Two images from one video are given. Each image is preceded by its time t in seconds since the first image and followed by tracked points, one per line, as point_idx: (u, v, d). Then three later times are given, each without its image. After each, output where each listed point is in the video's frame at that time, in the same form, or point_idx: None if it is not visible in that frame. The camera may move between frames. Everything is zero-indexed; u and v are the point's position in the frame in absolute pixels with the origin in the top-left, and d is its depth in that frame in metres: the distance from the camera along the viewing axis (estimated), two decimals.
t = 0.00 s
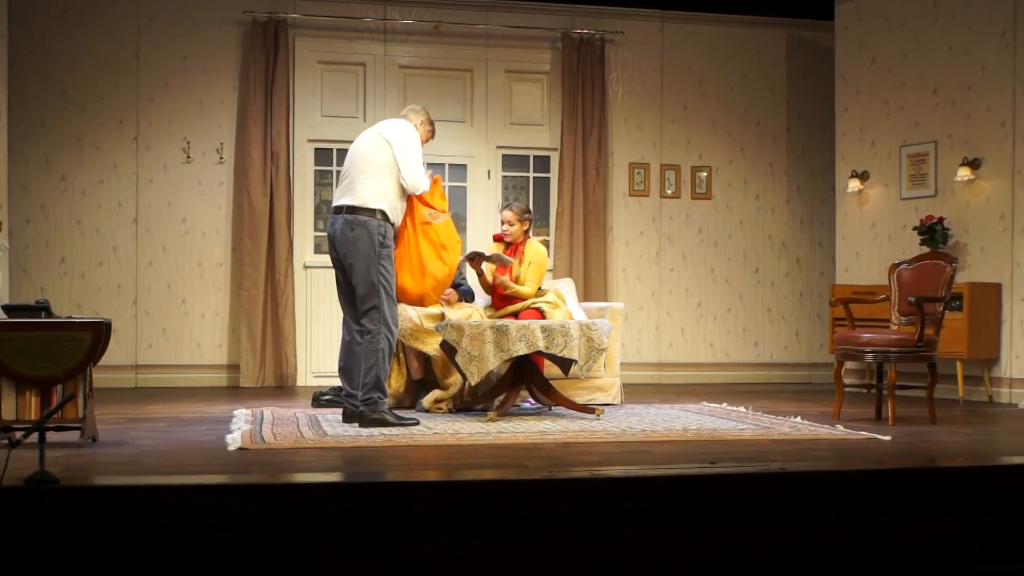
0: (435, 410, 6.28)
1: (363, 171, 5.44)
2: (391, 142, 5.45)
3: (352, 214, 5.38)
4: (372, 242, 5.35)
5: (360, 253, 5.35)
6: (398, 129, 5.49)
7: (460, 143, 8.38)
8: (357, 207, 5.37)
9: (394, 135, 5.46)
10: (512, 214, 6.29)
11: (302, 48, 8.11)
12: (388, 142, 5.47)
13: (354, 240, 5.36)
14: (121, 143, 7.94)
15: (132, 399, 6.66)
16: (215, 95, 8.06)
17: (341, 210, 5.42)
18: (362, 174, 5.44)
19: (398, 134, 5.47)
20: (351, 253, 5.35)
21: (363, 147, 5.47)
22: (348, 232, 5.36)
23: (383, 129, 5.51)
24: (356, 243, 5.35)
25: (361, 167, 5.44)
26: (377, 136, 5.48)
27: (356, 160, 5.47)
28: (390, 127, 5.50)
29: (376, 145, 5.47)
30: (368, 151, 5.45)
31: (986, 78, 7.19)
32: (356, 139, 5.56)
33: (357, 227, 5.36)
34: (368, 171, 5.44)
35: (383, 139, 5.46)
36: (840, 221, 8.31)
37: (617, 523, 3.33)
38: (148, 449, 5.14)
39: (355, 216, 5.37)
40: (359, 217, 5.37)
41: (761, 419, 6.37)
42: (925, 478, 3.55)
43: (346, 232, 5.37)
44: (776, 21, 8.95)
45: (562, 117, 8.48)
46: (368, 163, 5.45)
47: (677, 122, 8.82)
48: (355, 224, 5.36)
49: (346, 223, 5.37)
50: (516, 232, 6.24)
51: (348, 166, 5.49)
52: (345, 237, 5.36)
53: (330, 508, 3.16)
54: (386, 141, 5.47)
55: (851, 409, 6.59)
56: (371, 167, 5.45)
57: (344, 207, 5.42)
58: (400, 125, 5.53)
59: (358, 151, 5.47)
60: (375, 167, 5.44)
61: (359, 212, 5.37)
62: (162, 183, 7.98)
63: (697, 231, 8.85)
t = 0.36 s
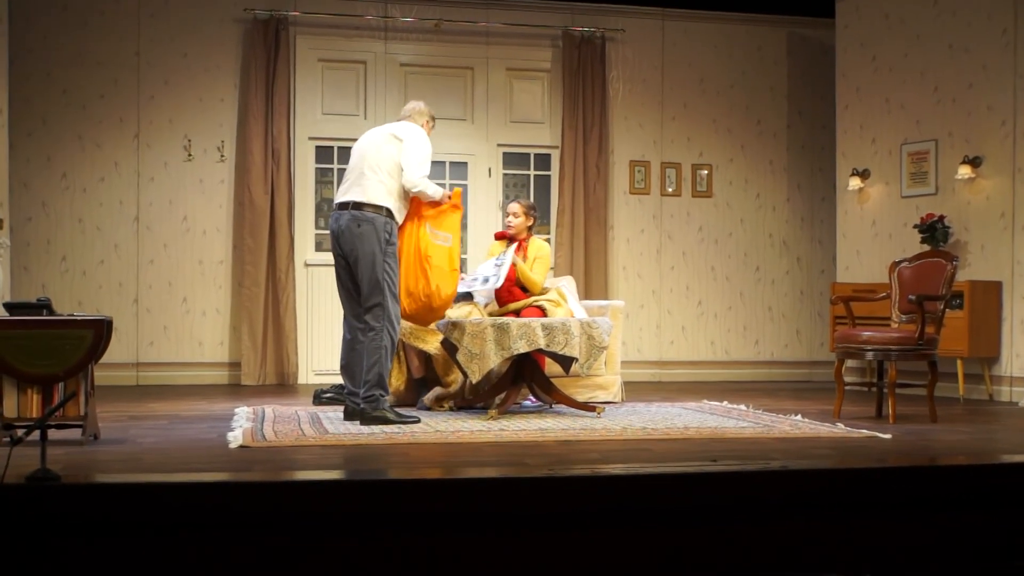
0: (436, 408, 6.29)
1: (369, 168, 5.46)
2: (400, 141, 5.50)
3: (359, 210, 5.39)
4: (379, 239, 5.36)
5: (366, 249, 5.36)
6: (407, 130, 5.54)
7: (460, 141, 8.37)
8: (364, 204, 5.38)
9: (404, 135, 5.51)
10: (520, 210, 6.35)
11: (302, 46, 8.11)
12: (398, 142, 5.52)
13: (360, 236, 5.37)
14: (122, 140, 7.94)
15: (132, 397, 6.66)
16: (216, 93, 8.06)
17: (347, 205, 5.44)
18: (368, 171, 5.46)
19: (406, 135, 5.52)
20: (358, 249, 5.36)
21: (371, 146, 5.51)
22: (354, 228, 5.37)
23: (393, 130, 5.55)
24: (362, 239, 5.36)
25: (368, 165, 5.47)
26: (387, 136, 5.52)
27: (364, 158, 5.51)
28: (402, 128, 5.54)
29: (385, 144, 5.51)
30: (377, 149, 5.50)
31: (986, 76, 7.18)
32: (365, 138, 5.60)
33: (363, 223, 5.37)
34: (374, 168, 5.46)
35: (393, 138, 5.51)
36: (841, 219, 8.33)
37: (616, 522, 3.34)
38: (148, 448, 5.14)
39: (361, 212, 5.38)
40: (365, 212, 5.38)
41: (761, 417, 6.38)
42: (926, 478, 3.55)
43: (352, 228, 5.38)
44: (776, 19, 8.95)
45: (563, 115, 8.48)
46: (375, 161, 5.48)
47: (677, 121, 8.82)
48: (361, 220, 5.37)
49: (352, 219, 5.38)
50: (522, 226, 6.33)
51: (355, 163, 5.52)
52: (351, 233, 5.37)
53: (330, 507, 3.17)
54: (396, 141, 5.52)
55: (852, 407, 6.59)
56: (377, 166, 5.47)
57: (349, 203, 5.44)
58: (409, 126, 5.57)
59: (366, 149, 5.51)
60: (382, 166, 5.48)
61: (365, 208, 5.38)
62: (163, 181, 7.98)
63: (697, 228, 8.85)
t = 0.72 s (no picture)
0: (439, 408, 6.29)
1: (375, 167, 5.45)
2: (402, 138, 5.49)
3: (368, 211, 5.39)
4: (388, 240, 5.36)
5: (375, 250, 5.35)
6: (408, 126, 5.52)
7: (462, 140, 8.37)
8: (373, 204, 5.38)
9: (405, 132, 5.49)
10: (530, 207, 6.35)
11: (305, 44, 8.11)
12: (399, 139, 5.50)
13: (370, 237, 5.36)
14: (125, 139, 7.94)
15: (135, 396, 6.66)
16: (219, 92, 8.06)
17: (355, 206, 5.43)
18: (374, 170, 5.44)
19: (408, 130, 5.50)
20: (367, 249, 5.35)
21: (373, 144, 5.50)
22: (364, 228, 5.37)
23: (394, 127, 5.54)
24: (372, 239, 5.36)
25: (373, 164, 5.46)
26: (389, 134, 5.50)
27: (367, 156, 5.49)
28: (402, 124, 5.53)
29: (387, 142, 5.50)
30: (379, 147, 5.49)
31: (989, 76, 7.17)
32: (364, 137, 5.57)
33: (373, 224, 5.37)
34: (380, 167, 5.45)
35: (394, 136, 5.49)
36: (844, 219, 8.31)
37: (616, 521, 3.34)
38: (150, 447, 5.14)
39: (370, 212, 5.38)
40: (375, 214, 5.38)
41: (764, 417, 6.38)
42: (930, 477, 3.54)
43: (362, 228, 5.37)
44: (780, 18, 8.94)
45: (566, 114, 8.47)
46: (379, 160, 5.47)
47: (680, 120, 8.81)
48: (371, 221, 5.37)
49: (362, 219, 5.37)
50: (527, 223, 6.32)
51: (358, 163, 5.50)
52: (361, 233, 5.37)
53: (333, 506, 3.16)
54: (397, 138, 5.50)
55: (855, 407, 6.59)
56: (382, 164, 5.46)
57: (357, 204, 5.43)
58: (407, 121, 5.56)
59: (368, 149, 5.49)
60: (387, 164, 5.47)
61: (374, 209, 5.38)
62: (166, 179, 7.98)
63: (700, 228, 8.84)
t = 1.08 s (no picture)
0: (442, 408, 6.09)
1: (371, 160, 5.27)
2: (399, 131, 5.31)
3: (364, 206, 5.20)
4: (384, 235, 5.17)
5: (371, 245, 5.17)
6: (405, 118, 5.35)
7: (466, 133, 8.19)
8: (370, 199, 5.20)
9: (401, 125, 5.32)
10: (536, 205, 6.18)
11: (304, 35, 7.94)
12: (396, 132, 5.33)
13: (365, 233, 5.18)
14: (120, 134, 7.77)
15: (129, 397, 6.47)
16: (216, 84, 7.88)
17: (351, 201, 5.23)
18: (370, 164, 5.26)
19: (404, 123, 5.33)
20: (362, 245, 5.17)
21: (369, 138, 5.33)
22: (359, 224, 5.18)
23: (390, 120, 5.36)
24: (368, 235, 5.17)
25: (369, 158, 5.27)
26: (385, 126, 5.33)
27: (363, 150, 5.31)
28: (399, 117, 5.35)
29: (384, 134, 5.32)
30: (375, 140, 5.31)
31: (1010, 66, 6.98)
32: (362, 131, 5.41)
33: (369, 219, 5.18)
34: (375, 161, 5.26)
35: (390, 129, 5.32)
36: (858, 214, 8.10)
37: (632, 522, 3.15)
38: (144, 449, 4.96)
39: (366, 208, 5.19)
40: (371, 209, 5.19)
41: (778, 417, 6.18)
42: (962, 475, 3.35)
43: (357, 224, 5.19)
44: (791, 9, 8.75)
45: (573, 105, 8.29)
46: (375, 153, 5.28)
47: (690, 113, 8.62)
48: (366, 217, 5.19)
49: (357, 215, 5.19)
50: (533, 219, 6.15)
51: (355, 157, 5.31)
52: (356, 230, 5.18)
53: (332, 507, 2.97)
54: (394, 131, 5.33)
55: (871, 407, 6.39)
56: (378, 158, 5.29)
57: (353, 199, 5.24)
58: (405, 114, 5.39)
59: (365, 143, 5.32)
60: (384, 157, 5.29)
61: (370, 204, 5.20)
62: (161, 175, 7.80)
63: (711, 222, 8.65)
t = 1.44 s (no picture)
0: (431, 419, 4.92)
1: (341, 112, 4.00)
2: (374, 75, 4.03)
3: (334, 169, 3.94)
4: (361, 206, 3.92)
5: (343, 219, 3.92)
6: (382, 59, 4.06)
7: (462, 80, 6.52)
8: (341, 161, 3.94)
9: (376, 67, 4.04)
10: (546, 168, 4.96)
11: None
12: (371, 76, 4.05)
13: (336, 203, 3.93)
14: (33, 80, 6.18)
15: (47, 406, 5.27)
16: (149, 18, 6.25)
17: (318, 163, 3.97)
18: (340, 119, 4.00)
19: (381, 64, 4.05)
20: (333, 218, 3.93)
21: (336, 85, 4.05)
22: (328, 191, 3.93)
23: (363, 61, 4.08)
24: (339, 205, 3.92)
25: (337, 111, 4.00)
26: (356, 69, 4.05)
27: (329, 99, 4.03)
28: (374, 57, 4.07)
29: (354, 79, 4.04)
30: (344, 87, 4.03)
31: None
32: (327, 76, 4.11)
33: (340, 185, 3.92)
34: (346, 113, 4.00)
35: (363, 72, 4.04)
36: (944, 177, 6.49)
37: None
38: (49, 476, 3.86)
39: (336, 172, 3.93)
40: (343, 173, 3.93)
41: (845, 429, 5.00)
42: None
43: (326, 192, 3.94)
44: None
45: (593, 44, 6.57)
46: (345, 104, 4.01)
47: (737, 53, 6.83)
48: (337, 182, 3.93)
49: (325, 181, 3.93)
50: (543, 186, 4.95)
51: (321, 109, 4.04)
52: (324, 199, 3.93)
53: None
54: (368, 75, 4.05)
55: (958, 416, 5.19)
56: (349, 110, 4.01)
57: (321, 161, 3.97)
58: (380, 53, 4.10)
59: (331, 91, 4.05)
60: (356, 108, 4.01)
61: (342, 166, 3.94)
62: (85, 130, 6.20)
63: (763, 187, 6.86)
